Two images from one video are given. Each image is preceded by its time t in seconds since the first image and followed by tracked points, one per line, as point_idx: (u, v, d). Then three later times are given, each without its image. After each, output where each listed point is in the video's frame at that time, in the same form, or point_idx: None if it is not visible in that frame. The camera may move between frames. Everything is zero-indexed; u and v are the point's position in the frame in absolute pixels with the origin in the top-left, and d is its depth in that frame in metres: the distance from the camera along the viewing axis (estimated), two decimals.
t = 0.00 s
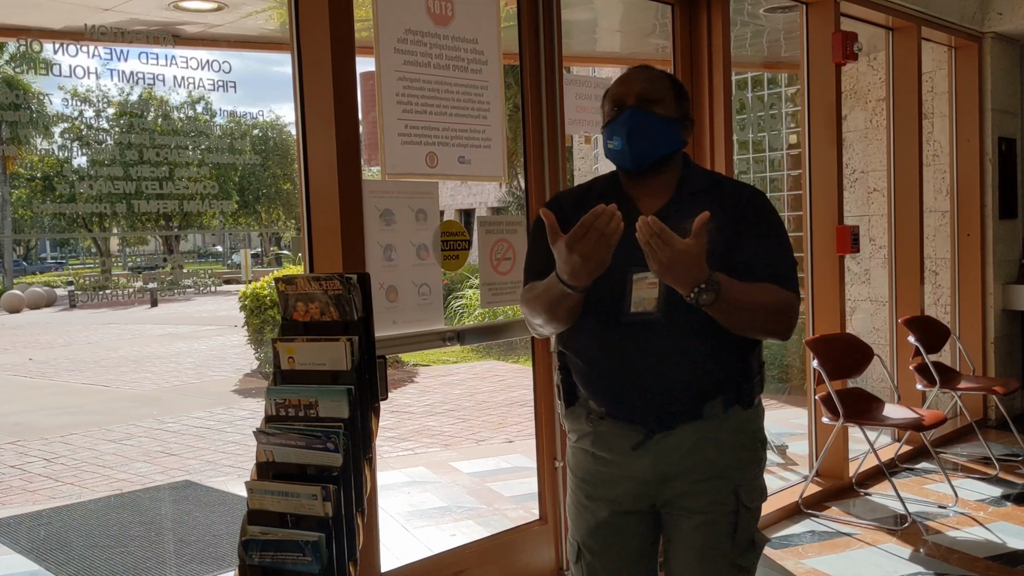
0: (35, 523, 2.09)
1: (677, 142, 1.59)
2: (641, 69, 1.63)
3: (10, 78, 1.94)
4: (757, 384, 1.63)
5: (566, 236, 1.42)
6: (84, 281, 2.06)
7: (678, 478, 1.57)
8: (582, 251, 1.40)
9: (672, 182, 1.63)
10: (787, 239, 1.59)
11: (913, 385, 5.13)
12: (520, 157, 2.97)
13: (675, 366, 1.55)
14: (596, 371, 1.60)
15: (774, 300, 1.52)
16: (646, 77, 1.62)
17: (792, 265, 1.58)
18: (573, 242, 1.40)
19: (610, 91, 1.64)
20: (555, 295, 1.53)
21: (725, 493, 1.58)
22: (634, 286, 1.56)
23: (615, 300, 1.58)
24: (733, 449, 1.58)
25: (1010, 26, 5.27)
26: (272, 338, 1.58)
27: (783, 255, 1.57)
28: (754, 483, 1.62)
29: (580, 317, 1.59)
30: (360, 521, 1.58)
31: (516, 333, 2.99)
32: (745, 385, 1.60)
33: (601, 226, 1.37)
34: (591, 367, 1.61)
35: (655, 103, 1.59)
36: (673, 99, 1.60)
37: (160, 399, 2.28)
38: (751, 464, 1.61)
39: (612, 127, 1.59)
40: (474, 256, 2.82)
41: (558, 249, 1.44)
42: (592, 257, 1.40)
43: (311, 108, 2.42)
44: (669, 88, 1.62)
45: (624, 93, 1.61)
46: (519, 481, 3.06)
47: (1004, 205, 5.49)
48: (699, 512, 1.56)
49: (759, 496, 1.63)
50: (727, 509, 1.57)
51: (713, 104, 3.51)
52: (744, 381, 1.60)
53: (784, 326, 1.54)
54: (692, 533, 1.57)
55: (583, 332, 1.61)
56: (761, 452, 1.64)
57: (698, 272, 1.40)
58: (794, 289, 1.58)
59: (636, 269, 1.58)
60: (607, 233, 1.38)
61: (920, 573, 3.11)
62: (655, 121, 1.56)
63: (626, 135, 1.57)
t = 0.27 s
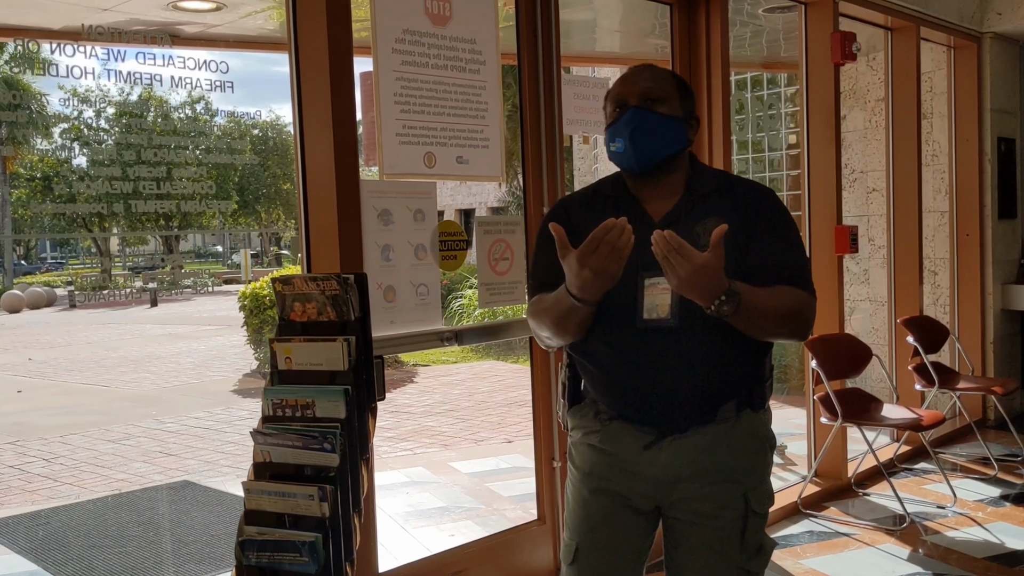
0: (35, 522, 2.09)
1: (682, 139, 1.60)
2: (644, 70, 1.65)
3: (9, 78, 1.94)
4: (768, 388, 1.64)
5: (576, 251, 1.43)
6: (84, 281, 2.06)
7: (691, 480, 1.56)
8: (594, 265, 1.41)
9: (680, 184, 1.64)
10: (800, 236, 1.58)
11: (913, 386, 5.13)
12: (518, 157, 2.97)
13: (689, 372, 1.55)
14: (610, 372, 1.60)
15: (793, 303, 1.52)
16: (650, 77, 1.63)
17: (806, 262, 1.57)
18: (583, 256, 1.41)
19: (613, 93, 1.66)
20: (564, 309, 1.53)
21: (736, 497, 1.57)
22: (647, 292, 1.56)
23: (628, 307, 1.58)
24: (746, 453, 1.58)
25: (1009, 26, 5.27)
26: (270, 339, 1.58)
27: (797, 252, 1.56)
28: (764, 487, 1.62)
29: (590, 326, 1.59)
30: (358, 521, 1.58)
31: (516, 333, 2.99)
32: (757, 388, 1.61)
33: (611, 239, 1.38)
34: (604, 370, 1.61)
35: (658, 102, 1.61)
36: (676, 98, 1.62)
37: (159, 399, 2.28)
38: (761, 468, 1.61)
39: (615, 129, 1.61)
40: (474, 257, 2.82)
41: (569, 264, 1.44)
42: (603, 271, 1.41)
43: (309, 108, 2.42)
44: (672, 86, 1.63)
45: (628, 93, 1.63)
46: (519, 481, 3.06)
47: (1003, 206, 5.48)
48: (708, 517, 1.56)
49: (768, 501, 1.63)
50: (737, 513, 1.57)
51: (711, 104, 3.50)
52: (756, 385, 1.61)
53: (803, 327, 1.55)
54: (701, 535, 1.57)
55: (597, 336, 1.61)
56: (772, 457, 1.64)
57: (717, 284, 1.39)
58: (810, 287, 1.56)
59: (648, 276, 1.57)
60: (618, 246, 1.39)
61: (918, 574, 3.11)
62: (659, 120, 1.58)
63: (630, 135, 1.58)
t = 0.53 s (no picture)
0: (34, 523, 2.09)
1: (670, 143, 1.59)
2: (628, 68, 1.62)
3: (9, 78, 1.94)
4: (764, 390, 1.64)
5: (567, 276, 1.40)
6: (84, 281, 2.06)
7: (691, 484, 1.56)
8: (585, 290, 1.38)
9: (672, 186, 1.63)
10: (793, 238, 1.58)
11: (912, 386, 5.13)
12: (518, 157, 2.97)
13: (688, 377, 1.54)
14: (608, 377, 1.59)
15: (790, 309, 1.51)
16: (638, 77, 1.61)
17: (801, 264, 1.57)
18: (575, 281, 1.38)
19: (598, 95, 1.64)
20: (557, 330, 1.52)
21: (735, 500, 1.58)
22: (642, 301, 1.54)
23: (623, 317, 1.56)
24: (744, 456, 1.59)
25: (1009, 26, 5.26)
26: (268, 339, 1.58)
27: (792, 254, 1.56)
28: (761, 489, 1.62)
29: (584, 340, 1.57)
30: (356, 522, 1.58)
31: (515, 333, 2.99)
32: (753, 391, 1.61)
33: (602, 263, 1.35)
34: (602, 375, 1.59)
35: (644, 104, 1.60)
36: (663, 98, 1.60)
37: (158, 399, 2.28)
38: (758, 470, 1.61)
39: (599, 136, 1.60)
40: (473, 257, 2.82)
41: (560, 290, 1.42)
42: (595, 295, 1.39)
43: (308, 108, 2.42)
44: (660, 87, 1.61)
45: (615, 95, 1.61)
46: (518, 481, 3.06)
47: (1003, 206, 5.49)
48: (708, 520, 1.56)
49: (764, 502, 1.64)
50: (735, 516, 1.58)
51: (710, 104, 3.50)
52: (753, 387, 1.61)
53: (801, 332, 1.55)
54: (700, 538, 1.57)
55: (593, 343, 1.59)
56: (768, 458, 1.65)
57: (712, 300, 1.37)
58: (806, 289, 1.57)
59: (643, 284, 1.55)
60: (609, 270, 1.36)
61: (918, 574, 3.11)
62: (644, 124, 1.57)
63: (615, 142, 1.57)
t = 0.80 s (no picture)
0: (34, 522, 2.09)
1: (633, 151, 1.45)
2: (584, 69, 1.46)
3: (9, 77, 1.94)
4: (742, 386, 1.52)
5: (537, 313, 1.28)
6: (84, 281, 2.06)
7: (676, 490, 1.43)
8: (558, 328, 1.26)
9: (638, 191, 1.47)
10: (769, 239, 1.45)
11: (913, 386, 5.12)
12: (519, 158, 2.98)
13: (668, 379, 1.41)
14: (583, 381, 1.45)
15: (769, 312, 1.41)
16: (596, 78, 1.45)
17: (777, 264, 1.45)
18: (545, 319, 1.26)
19: (553, 100, 1.48)
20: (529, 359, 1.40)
21: (722, 504, 1.45)
22: (613, 314, 1.40)
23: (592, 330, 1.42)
24: (730, 455, 1.46)
25: (1009, 26, 5.26)
26: (268, 338, 1.58)
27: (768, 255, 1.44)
28: (747, 489, 1.51)
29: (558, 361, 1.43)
30: (357, 522, 1.57)
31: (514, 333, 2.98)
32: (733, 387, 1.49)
33: (575, 299, 1.24)
34: (576, 381, 1.45)
35: (603, 109, 1.44)
36: (622, 101, 1.45)
37: (159, 399, 2.28)
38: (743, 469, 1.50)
39: (558, 145, 1.47)
40: (473, 257, 2.82)
41: (530, 329, 1.30)
42: (569, 333, 1.27)
43: (308, 107, 2.42)
44: (618, 88, 1.46)
45: (571, 99, 1.46)
46: (518, 481, 3.05)
47: (1003, 206, 5.48)
48: (695, 528, 1.44)
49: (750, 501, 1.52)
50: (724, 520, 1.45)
51: (710, 103, 3.50)
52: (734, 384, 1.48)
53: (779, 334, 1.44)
54: (688, 547, 1.44)
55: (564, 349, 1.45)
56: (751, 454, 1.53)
57: (687, 313, 1.28)
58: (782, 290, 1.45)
59: (613, 297, 1.41)
60: (582, 304, 1.25)
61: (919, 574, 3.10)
62: (602, 132, 1.43)
63: (574, 154, 1.44)
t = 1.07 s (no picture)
0: (32, 523, 2.08)
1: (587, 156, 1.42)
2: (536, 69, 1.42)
3: (8, 78, 1.94)
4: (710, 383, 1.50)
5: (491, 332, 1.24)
6: (84, 281, 2.06)
7: (647, 494, 1.41)
8: (513, 348, 1.22)
9: (593, 195, 1.45)
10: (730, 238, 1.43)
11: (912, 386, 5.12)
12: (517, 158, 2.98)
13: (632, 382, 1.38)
14: (550, 391, 1.43)
15: (731, 315, 1.37)
16: (550, 79, 1.41)
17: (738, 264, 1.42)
18: (500, 339, 1.22)
19: (505, 102, 1.45)
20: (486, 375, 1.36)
21: (696, 502, 1.44)
22: (573, 321, 1.39)
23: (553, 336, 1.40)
24: (702, 454, 1.44)
25: (1008, 26, 5.26)
26: (264, 338, 1.58)
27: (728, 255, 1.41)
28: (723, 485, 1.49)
29: (520, 373, 1.40)
30: (352, 522, 1.57)
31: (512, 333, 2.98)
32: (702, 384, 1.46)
33: (530, 317, 1.21)
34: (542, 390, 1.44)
35: (557, 112, 1.41)
36: (575, 103, 1.42)
37: (158, 399, 2.27)
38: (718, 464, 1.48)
39: (512, 150, 1.43)
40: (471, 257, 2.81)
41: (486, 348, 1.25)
42: (526, 352, 1.23)
43: (306, 106, 2.41)
44: (572, 90, 1.42)
45: (524, 101, 1.42)
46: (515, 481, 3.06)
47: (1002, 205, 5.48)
48: (669, 528, 1.42)
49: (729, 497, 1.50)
50: (699, 518, 1.44)
51: (708, 102, 3.49)
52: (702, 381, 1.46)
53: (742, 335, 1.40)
54: (664, 549, 1.43)
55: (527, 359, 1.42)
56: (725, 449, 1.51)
57: (647, 320, 1.24)
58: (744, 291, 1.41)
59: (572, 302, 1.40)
60: (537, 323, 1.22)
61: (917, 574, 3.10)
62: (557, 137, 1.39)
63: (527, 159, 1.40)
